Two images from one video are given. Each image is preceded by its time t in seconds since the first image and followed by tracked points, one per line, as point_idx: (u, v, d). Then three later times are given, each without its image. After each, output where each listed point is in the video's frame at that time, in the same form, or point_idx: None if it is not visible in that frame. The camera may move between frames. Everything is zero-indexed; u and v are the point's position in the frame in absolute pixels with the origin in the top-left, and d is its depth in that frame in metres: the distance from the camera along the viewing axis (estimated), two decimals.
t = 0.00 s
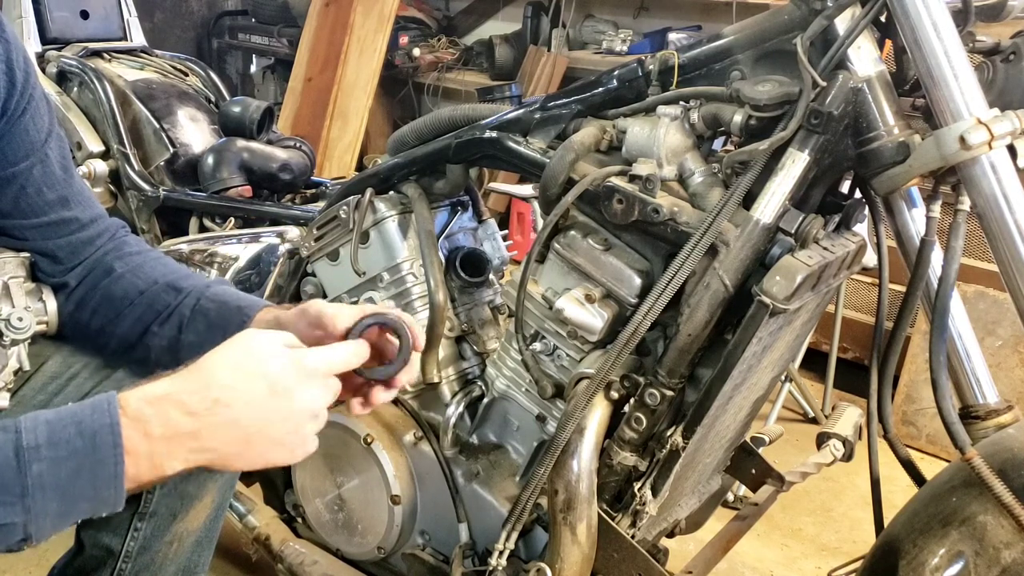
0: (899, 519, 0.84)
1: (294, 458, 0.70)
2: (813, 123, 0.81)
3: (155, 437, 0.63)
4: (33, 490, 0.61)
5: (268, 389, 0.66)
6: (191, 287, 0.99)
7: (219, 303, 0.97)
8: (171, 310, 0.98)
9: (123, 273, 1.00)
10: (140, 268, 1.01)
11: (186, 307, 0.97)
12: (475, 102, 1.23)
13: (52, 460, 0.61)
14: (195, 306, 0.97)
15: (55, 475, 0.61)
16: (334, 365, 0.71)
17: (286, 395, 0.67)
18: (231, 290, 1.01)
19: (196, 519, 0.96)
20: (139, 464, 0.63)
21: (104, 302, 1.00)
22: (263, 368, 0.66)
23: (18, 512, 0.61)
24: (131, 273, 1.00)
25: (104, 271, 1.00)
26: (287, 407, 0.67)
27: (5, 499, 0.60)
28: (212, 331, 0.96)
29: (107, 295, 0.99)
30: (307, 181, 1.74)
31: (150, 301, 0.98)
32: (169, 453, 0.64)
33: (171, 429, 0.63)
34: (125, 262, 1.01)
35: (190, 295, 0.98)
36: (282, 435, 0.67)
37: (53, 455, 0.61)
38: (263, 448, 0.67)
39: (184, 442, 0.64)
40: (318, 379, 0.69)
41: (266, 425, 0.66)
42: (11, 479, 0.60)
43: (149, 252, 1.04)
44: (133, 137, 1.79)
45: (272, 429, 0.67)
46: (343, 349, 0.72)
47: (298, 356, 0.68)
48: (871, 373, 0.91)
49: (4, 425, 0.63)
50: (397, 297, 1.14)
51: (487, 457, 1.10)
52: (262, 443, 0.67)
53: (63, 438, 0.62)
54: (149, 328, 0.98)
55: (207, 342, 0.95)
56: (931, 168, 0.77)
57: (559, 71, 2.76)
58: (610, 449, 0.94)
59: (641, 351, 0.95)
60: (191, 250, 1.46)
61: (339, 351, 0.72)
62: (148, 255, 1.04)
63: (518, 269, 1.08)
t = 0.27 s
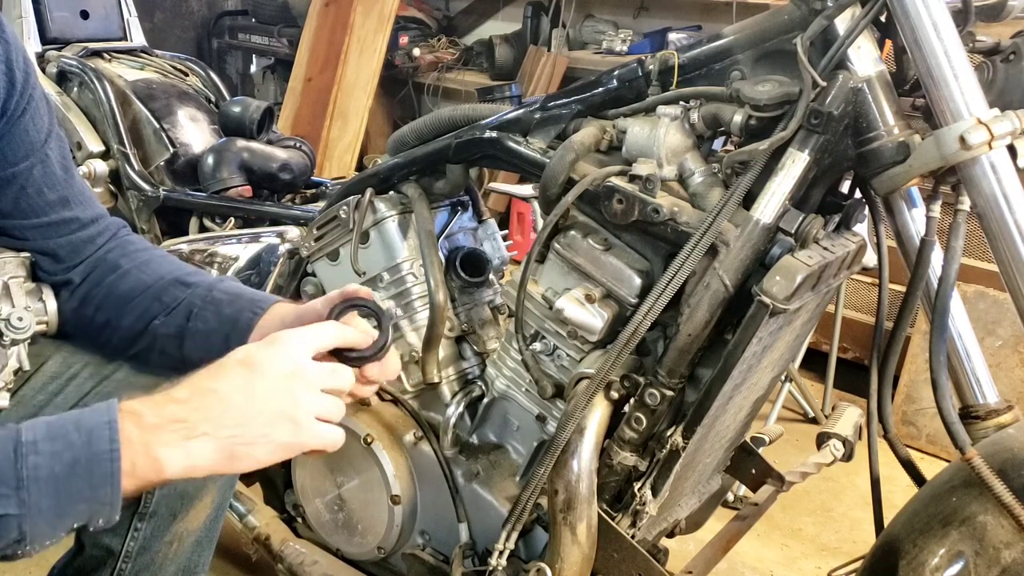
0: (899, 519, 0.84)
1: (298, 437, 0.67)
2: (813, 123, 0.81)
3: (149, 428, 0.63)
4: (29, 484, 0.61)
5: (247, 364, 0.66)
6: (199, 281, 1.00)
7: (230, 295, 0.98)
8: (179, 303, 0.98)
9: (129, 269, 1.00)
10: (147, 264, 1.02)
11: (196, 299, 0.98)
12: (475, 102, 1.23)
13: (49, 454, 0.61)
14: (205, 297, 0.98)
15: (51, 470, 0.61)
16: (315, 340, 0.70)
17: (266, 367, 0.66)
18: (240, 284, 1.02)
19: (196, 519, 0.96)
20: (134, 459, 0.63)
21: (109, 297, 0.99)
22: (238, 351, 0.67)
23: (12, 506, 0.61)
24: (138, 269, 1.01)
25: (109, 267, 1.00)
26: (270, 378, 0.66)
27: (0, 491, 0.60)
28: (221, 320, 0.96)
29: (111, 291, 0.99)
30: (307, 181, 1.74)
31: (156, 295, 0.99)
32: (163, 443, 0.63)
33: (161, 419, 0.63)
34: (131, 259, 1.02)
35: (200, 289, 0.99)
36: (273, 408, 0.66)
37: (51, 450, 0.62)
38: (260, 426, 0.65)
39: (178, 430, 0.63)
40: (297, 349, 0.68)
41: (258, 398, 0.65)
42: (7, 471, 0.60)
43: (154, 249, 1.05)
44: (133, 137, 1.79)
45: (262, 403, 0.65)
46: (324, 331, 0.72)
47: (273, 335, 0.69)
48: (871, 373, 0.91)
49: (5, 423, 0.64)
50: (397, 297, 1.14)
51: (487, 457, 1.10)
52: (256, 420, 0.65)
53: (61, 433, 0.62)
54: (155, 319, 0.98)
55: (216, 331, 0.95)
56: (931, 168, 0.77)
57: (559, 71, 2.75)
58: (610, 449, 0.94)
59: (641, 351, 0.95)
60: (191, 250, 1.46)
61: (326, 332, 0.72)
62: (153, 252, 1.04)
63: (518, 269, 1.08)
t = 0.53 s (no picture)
0: (899, 519, 0.84)
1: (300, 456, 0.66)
2: (813, 123, 0.81)
3: (151, 434, 0.63)
4: (34, 489, 0.61)
5: (251, 378, 0.64)
6: (202, 281, 1.00)
7: (234, 294, 0.99)
8: (181, 302, 0.98)
9: (131, 268, 1.00)
10: (149, 263, 1.02)
11: (199, 297, 0.99)
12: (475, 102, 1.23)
13: (54, 459, 0.62)
14: (208, 296, 0.98)
15: (56, 474, 0.61)
16: (324, 352, 0.67)
17: (269, 383, 0.64)
18: (242, 285, 1.02)
19: (196, 519, 0.96)
20: (138, 464, 0.63)
21: (111, 296, 1.00)
22: (244, 359, 0.65)
23: (18, 511, 0.61)
24: (139, 269, 1.01)
25: (111, 266, 1.01)
26: (274, 397, 0.64)
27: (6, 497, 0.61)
28: (223, 320, 0.96)
29: (112, 290, 0.99)
30: (307, 181, 1.74)
31: (158, 294, 0.99)
32: (166, 453, 0.63)
33: (163, 428, 0.63)
34: (133, 258, 1.02)
35: (202, 288, 0.99)
36: (276, 428, 0.64)
37: (55, 454, 0.62)
38: (261, 444, 0.64)
39: (178, 439, 0.63)
40: (302, 364, 0.65)
41: (258, 413, 0.64)
42: (12, 476, 0.61)
43: (155, 249, 1.05)
44: (133, 137, 1.79)
45: (264, 420, 0.64)
46: (336, 338, 0.68)
47: (281, 344, 0.66)
48: (871, 373, 0.91)
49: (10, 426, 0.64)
50: (397, 298, 1.14)
51: (487, 457, 1.10)
52: (257, 439, 0.64)
53: (65, 437, 0.62)
54: (156, 317, 0.98)
55: (217, 330, 0.96)
56: (931, 168, 0.77)
57: (559, 71, 2.75)
58: (610, 449, 0.94)
59: (641, 351, 0.95)
60: (191, 250, 1.46)
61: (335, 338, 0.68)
62: (154, 251, 1.04)
63: (518, 269, 1.08)
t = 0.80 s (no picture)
0: (899, 519, 0.84)
1: (303, 457, 0.66)
2: (813, 123, 0.81)
3: (152, 436, 0.63)
4: (29, 493, 0.60)
5: (261, 378, 0.65)
6: (201, 283, 1.00)
7: (232, 297, 0.98)
8: (181, 304, 0.98)
9: (131, 269, 1.00)
10: (149, 264, 1.01)
11: (198, 300, 0.98)
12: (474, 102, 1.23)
13: (49, 462, 0.61)
14: (207, 299, 0.98)
15: (52, 478, 0.61)
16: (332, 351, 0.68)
17: (279, 384, 0.65)
18: (242, 287, 1.01)
19: (196, 519, 0.96)
20: (136, 469, 0.62)
21: (111, 296, 1.00)
22: (252, 358, 0.65)
23: (13, 517, 0.60)
24: (139, 269, 1.00)
25: (111, 267, 1.00)
26: (283, 397, 0.65)
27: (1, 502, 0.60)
28: (221, 323, 0.96)
29: (112, 291, 0.99)
30: (307, 181, 1.74)
31: (158, 295, 0.99)
32: (167, 454, 0.63)
33: (167, 428, 0.63)
34: (133, 259, 1.01)
35: (202, 290, 0.99)
36: (283, 429, 0.65)
37: (51, 458, 0.61)
38: (267, 445, 0.65)
39: (182, 441, 0.63)
40: (312, 363, 0.66)
41: (268, 417, 0.64)
42: (7, 481, 0.60)
43: (155, 249, 1.04)
44: (133, 137, 1.79)
45: (271, 422, 0.64)
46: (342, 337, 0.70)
47: (290, 343, 0.66)
48: (871, 373, 0.91)
49: (6, 428, 0.63)
50: (397, 298, 1.14)
51: (487, 457, 1.10)
52: (264, 441, 0.64)
53: (61, 440, 0.61)
54: (156, 320, 0.98)
55: (215, 334, 0.96)
56: (931, 168, 0.77)
57: (559, 71, 2.75)
58: (610, 449, 0.94)
59: (641, 351, 0.95)
60: (191, 250, 1.46)
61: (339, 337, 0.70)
62: (155, 252, 1.04)
63: (518, 269, 1.08)
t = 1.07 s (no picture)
0: (899, 519, 0.84)
1: (305, 471, 0.67)
2: (813, 123, 0.81)
3: (159, 446, 0.63)
4: (35, 501, 0.60)
5: (268, 393, 0.65)
6: (202, 285, 1.00)
7: (233, 299, 0.98)
8: (182, 306, 0.98)
9: (132, 270, 1.00)
10: (149, 265, 1.01)
11: (198, 302, 0.98)
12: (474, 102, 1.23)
13: (55, 471, 0.61)
14: (208, 301, 0.98)
15: (58, 487, 0.61)
16: (338, 369, 0.69)
17: (286, 399, 0.66)
18: (242, 288, 1.02)
19: (196, 521, 0.96)
20: (142, 479, 0.62)
21: (112, 298, 1.00)
22: (259, 373, 0.66)
23: (18, 524, 0.60)
24: (140, 271, 1.00)
25: (112, 268, 1.00)
26: (290, 412, 0.65)
27: (6, 509, 0.60)
28: (222, 325, 0.96)
29: (114, 292, 0.99)
30: (307, 181, 1.74)
31: (158, 297, 0.99)
32: (172, 464, 0.63)
33: (173, 439, 0.63)
34: (134, 260, 1.01)
35: (202, 292, 0.99)
36: (288, 443, 0.65)
37: (57, 467, 0.61)
38: (271, 459, 0.65)
39: (188, 453, 0.63)
40: (319, 381, 0.67)
41: (275, 431, 0.65)
42: (13, 489, 0.60)
43: (156, 250, 1.05)
44: (133, 137, 1.79)
45: (277, 436, 0.65)
46: (347, 355, 0.70)
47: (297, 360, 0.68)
48: (871, 373, 0.91)
49: (12, 435, 0.63)
50: (397, 298, 1.14)
51: (487, 457, 1.10)
52: (269, 454, 0.65)
53: (67, 449, 0.61)
54: (157, 322, 0.98)
55: (215, 337, 0.96)
56: (931, 168, 0.77)
57: (559, 71, 2.75)
58: (610, 449, 0.94)
59: (641, 351, 0.95)
60: (191, 250, 1.46)
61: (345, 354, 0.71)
62: (156, 253, 1.04)
63: (518, 269, 1.08)
